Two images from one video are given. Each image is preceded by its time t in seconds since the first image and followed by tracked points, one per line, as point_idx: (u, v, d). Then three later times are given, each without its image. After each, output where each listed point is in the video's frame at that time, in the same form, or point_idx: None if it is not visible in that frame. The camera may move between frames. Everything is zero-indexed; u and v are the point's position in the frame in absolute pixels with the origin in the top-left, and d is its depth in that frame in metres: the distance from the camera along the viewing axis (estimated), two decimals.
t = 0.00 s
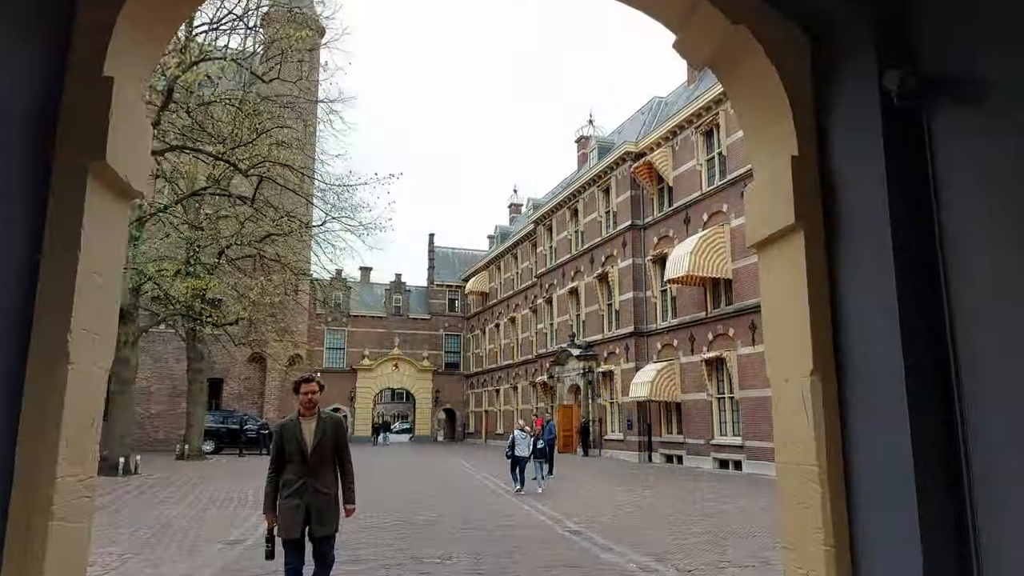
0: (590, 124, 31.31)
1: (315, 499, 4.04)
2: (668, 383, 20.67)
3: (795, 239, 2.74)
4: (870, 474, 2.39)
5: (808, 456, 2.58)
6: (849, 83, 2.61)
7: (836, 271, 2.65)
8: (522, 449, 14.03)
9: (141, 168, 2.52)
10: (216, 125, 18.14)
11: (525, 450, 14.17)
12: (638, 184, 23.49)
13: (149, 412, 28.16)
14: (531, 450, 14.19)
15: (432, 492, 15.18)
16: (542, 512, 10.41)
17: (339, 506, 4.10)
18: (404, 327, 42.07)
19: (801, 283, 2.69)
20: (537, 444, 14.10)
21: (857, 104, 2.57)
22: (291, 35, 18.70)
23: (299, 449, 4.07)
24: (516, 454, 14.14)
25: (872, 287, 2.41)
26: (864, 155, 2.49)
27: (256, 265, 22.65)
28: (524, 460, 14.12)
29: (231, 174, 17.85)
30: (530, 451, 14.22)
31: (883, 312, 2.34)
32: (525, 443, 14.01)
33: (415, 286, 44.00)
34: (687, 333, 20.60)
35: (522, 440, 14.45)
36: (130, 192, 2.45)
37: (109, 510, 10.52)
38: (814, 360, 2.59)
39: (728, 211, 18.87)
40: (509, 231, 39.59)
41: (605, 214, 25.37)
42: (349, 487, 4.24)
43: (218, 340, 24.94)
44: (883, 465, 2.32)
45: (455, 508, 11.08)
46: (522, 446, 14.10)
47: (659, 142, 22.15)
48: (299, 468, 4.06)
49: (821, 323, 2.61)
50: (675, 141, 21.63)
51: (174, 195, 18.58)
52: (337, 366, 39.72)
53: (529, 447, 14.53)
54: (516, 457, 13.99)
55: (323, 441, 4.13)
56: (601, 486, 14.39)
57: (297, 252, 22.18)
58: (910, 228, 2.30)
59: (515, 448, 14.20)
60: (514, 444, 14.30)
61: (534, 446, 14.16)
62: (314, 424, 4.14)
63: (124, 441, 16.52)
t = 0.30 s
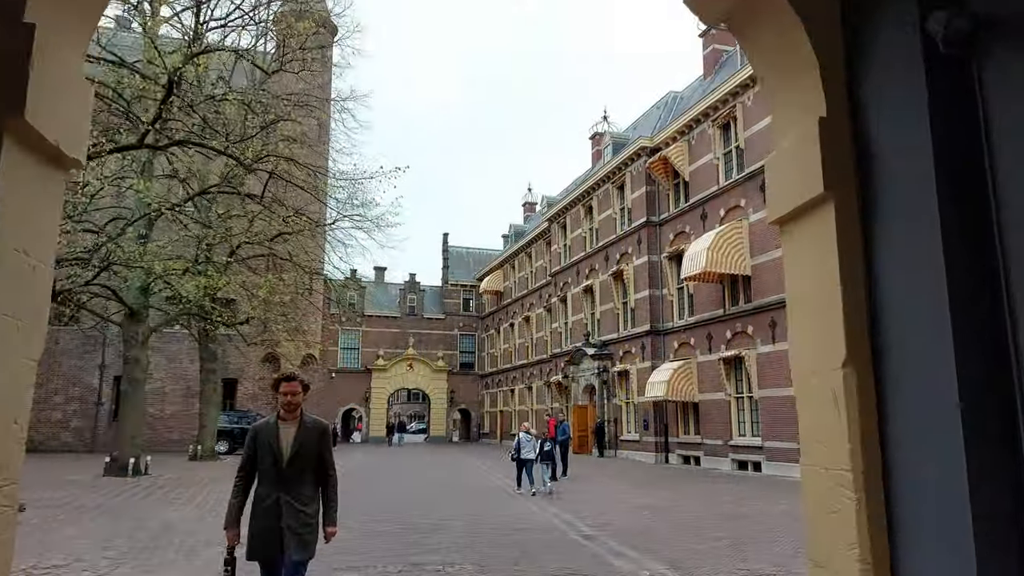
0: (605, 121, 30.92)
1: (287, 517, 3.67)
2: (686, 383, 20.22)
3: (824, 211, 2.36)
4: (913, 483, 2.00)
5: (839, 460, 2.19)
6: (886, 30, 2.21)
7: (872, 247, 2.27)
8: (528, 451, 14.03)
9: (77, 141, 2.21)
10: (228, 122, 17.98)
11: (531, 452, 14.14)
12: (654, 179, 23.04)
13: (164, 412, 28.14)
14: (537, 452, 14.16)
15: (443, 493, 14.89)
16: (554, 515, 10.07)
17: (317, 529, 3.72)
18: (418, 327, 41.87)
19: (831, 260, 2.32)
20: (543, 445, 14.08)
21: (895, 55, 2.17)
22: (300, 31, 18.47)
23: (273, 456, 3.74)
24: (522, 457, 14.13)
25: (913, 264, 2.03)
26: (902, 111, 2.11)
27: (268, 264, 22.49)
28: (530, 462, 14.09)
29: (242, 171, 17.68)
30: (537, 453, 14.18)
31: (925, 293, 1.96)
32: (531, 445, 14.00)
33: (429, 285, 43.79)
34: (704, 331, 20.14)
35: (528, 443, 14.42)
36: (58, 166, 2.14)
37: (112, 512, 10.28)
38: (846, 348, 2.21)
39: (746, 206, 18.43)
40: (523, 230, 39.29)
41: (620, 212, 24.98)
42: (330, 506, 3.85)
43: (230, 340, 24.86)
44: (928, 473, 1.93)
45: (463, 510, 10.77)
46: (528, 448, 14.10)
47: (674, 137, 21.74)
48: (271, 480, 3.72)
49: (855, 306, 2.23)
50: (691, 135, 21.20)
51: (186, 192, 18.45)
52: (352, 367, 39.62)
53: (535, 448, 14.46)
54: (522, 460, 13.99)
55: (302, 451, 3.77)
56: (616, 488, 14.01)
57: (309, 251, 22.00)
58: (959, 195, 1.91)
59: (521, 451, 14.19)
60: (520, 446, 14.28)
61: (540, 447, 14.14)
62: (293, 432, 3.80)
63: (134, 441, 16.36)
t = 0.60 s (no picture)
0: (621, 116, 30.50)
1: (246, 524, 3.40)
2: (705, 382, 19.82)
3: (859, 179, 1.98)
4: (973, 493, 1.67)
5: (879, 468, 1.85)
6: None
7: (918, 219, 1.91)
8: (535, 449, 14.14)
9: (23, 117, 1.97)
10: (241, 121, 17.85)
11: (538, 451, 14.23)
12: (671, 175, 22.60)
13: (180, 412, 28.18)
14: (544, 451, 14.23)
15: (456, 494, 14.66)
16: (568, 518, 9.75)
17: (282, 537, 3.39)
18: (434, 327, 41.69)
19: (868, 236, 1.94)
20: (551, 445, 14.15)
21: None
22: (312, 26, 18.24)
23: (236, 456, 3.50)
24: (529, 455, 14.23)
25: (972, 236, 1.70)
26: (955, 59, 1.77)
27: (282, 263, 22.37)
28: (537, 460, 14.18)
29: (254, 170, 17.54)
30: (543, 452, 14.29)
31: (987, 270, 1.64)
32: (538, 444, 14.10)
33: (445, 285, 43.61)
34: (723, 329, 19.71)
35: (535, 441, 14.50)
36: None
37: (119, 514, 10.10)
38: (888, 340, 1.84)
39: (766, 200, 17.98)
40: (539, 228, 38.97)
41: (636, 208, 24.54)
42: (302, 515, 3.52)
43: (245, 340, 24.78)
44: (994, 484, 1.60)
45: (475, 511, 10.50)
46: (535, 447, 14.19)
47: (692, 131, 21.27)
48: (235, 483, 3.46)
49: (897, 289, 1.87)
50: (709, 128, 20.75)
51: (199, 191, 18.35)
52: (367, 366, 39.60)
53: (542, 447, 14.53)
54: (529, 458, 14.10)
55: (268, 452, 3.51)
56: (633, 490, 13.66)
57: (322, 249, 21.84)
58: None
59: (528, 449, 14.28)
60: (527, 444, 14.37)
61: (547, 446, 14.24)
62: (260, 429, 3.54)
63: (147, 441, 16.26)
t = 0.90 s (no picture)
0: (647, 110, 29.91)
1: (177, 562, 2.84)
2: (736, 380, 19.22)
3: (903, 112, 1.48)
4: None
5: (944, 479, 1.37)
6: None
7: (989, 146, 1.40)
8: (555, 451, 13.80)
9: None
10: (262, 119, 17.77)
11: (558, 452, 13.90)
12: (699, 168, 22.03)
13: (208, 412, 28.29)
14: (565, 452, 13.93)
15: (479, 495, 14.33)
16: (592, 522, 9.31)
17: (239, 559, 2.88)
18: (460, 327, 41.46)
19: (920, 173, 1.44)
20: (571, 445, 13.86)
21: None
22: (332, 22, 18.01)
23: (171, 481, 2.96)
24: (549, 457, 13.89)
25: None
26: None
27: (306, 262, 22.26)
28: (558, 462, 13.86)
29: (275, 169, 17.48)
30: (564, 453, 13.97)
31: None
32: (559, 445, 13.79)
33: (470, 284, 43.36)
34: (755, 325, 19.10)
35: (554, 443, 14.16)
36: None
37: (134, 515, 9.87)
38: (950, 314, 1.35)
39: (799, 191, 17.37)
40: (564, 226, 38.52)
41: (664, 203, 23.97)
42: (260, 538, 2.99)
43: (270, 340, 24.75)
44: None
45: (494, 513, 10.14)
46: (556, 448, 13.85)
47: (719, 122, 20.65)
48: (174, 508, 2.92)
49: (964, 241, 1.36)
50: (738, 119, 20.16)
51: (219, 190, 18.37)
52: (393, 366, 39.53)
53: (561, 448, 14.21)
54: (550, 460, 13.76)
55: (210, 472, 2.98)
56: (662, 492, 13.16)
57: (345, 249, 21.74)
58: None
59: (548, 451, 13.93)
60: (547, 445, 14.03)
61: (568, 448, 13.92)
62: (203, 440, 3.02)
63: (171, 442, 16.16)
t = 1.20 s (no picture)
0: (671, 104, 29.41)
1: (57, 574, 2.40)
2: (766, 378, 18.65)
3: None
4: None
5: None
6: None
7: None
8: (574, 449, 13.59)
9: None
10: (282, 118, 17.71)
11: (576, 450, 13.69)
12: (726, 161, 21.50)
13: (233, 412, 28.35)
14: (583, 450, 13.71)
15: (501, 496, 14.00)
16: (616, 524, 8.96)
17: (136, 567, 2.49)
18: (483, 326, 41.21)
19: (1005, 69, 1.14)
20: (590, 443, 13.65)
21: None
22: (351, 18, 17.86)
23: (48, 469, 2.46)
24: (567, 454, 13.69)
25: None
26: None
27: (328, 262, 22.17)
28: (576, 460, 13.66)
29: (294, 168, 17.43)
30: (582, 451, 13.75)
31: None
32: (577, 443, 13.58)
33: (493, 283, 43.09)
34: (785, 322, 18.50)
35: (573, 440, 13.94)
36: None
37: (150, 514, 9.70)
38: None
39: (830, 182, 16.81)
40: (588, 223, 38.10)
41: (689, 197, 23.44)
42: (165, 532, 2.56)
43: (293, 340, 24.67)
44: None
45: (513, 514, 9.78)
46: (574, 445, 13.64)
47: (747, 112, 20.11)
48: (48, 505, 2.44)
49: None
50: (766, 110, 19.59)
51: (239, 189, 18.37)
52: (417, 366, 39.44)
53: (580, 446, 13.99)
54: (568, 458, 13.55)
55: (96, 463, 2.45)
56: (689, 493, 12.73)
57: (366, 248, 21.65)
58: None
59: (567, 448, 13.72)
60: (565, 443, 13.81)
61: (586, 445, 13.70)
62: (88, 421, 2.51)
63: (192, 441, 16.04)
